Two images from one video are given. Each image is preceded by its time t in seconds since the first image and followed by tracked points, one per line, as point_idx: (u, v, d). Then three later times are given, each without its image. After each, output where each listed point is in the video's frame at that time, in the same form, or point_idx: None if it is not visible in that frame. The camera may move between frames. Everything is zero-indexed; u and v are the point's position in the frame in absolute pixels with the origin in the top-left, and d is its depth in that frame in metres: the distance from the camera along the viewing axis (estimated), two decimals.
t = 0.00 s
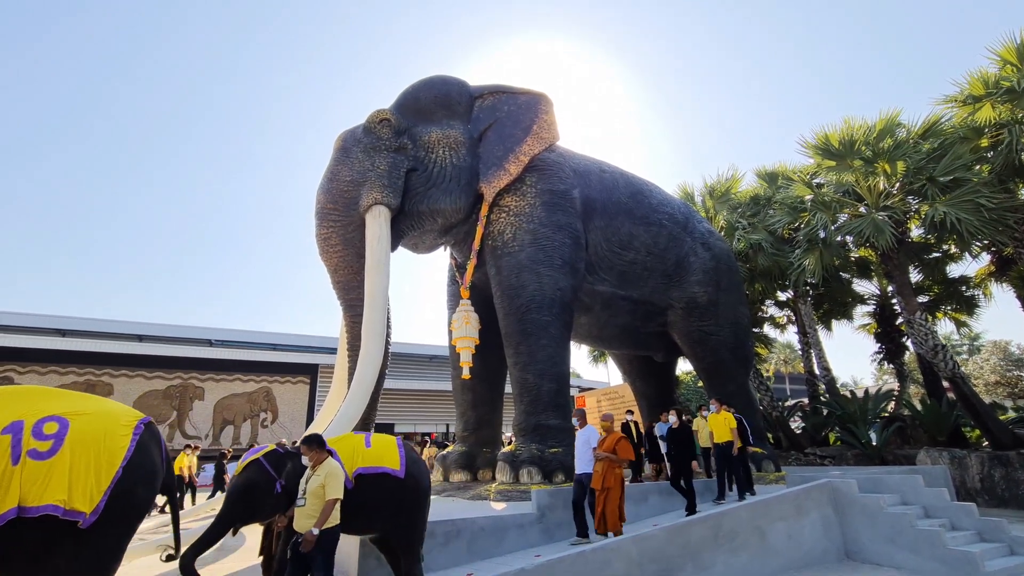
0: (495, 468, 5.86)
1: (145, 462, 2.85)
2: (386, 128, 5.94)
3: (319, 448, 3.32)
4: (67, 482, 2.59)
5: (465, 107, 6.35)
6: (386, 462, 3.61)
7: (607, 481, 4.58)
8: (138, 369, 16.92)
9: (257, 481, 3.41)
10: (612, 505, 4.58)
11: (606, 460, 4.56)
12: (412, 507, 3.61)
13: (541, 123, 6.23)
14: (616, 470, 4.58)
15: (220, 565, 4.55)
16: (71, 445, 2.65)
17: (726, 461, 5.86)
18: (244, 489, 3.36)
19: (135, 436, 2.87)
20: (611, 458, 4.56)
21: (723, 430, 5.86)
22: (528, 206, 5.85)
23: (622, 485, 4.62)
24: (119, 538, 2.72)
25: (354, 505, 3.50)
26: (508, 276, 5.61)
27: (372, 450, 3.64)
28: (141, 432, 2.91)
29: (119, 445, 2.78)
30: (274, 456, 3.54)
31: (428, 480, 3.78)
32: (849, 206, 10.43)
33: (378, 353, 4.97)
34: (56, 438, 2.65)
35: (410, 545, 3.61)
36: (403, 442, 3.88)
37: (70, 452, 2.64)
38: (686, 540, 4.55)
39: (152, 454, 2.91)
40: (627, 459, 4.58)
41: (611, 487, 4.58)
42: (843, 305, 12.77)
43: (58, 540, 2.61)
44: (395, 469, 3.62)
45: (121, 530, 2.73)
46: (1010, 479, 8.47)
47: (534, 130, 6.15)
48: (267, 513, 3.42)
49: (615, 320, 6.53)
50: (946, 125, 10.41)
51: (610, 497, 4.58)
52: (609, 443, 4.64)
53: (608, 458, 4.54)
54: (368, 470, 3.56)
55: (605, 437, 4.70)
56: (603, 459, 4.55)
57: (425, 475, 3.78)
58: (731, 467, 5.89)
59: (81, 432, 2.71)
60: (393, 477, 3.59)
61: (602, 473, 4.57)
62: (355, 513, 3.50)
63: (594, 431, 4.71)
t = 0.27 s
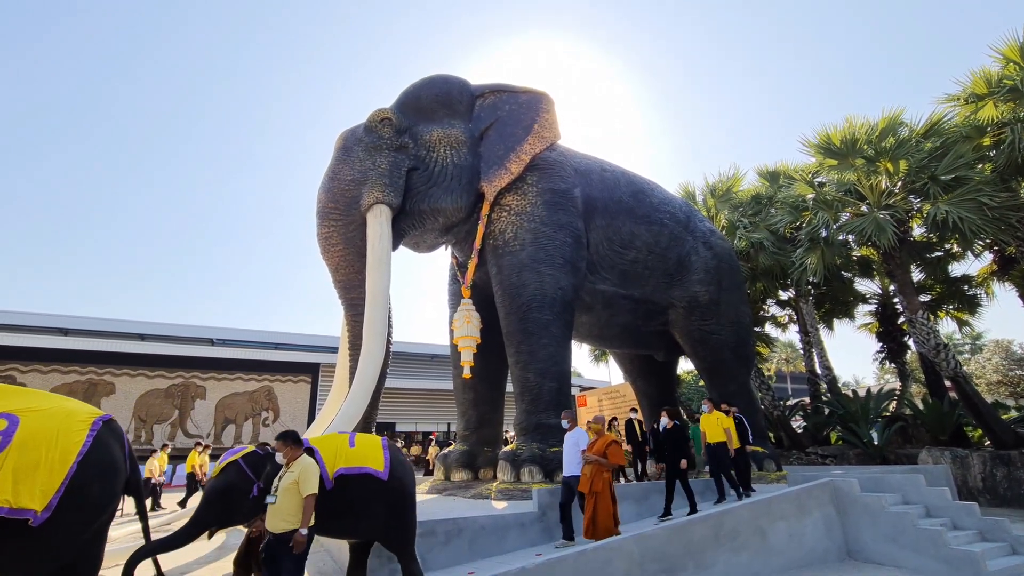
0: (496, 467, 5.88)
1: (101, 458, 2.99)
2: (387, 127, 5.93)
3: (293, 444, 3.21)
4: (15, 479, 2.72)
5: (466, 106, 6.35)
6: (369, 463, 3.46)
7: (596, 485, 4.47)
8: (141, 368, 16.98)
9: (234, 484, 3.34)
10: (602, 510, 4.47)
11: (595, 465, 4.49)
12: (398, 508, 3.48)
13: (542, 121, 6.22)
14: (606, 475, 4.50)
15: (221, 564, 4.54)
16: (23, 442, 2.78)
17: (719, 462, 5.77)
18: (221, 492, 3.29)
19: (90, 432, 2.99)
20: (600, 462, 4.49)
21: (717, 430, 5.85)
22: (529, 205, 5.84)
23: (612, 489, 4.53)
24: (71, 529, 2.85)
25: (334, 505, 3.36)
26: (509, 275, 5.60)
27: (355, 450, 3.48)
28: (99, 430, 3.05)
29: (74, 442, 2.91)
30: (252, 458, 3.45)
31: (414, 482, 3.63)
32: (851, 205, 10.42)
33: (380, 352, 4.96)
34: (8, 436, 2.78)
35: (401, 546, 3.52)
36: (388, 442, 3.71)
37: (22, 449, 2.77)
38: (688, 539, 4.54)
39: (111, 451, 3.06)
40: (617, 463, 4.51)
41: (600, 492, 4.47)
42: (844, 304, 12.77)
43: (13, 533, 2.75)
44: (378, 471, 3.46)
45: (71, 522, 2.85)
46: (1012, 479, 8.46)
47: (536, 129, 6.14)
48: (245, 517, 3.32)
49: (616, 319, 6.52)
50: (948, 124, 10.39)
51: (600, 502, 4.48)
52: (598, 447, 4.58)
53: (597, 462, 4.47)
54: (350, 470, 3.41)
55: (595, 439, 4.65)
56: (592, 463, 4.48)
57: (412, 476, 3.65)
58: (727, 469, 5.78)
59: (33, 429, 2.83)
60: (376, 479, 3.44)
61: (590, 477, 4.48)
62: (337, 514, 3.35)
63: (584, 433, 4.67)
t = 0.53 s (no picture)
0: (498, 467, 5.91)
1: (63, 458, 3.00)
2: (387, 127, 5.93)
3: (270, 444, 3.11)
4: None
5: (467, 106, 6.34)
6: (353, 465, 3.28)
7: (586, 485, 4.39)
8: (143, 368, 17.03)
9: (209, 486, 3.27)
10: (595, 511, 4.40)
11: (583, 464, 4.40)
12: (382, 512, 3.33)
13: (543, 121, 6.21)
14: (595, 475, 4.41)
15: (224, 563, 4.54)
16: None
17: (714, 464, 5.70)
18: (196, 493, 3.22)
19: (50, 432, 3.00)
20: (588, 462, 4.40)
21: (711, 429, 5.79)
22: (530, 204, 5.83)
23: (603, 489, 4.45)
24: (38, 528, 2.87)
25: (315, 508, 3.20)
26: (510, 274, 5.60)
27: (339, 452, 3.30)
28: (61, 430, 3.07)
29: (36, 443, 2.92)
30: (229, 459, 3.39)
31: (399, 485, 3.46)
32: (853, 204, 10.39)
33: (381, 351, 4.96)
34: None
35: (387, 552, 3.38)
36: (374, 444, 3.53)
37: None
38: (689, 538, 4.54)
39: (74, 451, 3.07)
40: (605, 462, 4.42)
41: (591, 492, 4.39)
42: (846, 303, 12.76)
43: None
44: (362, 474, 3.30)
45: (38, 521, 2.87)
46: (1015, 478, 8.45)
47: (537, 128, 6.13)
48: (216, 521, 3.25)
49: (618, 319, 6.51)
50: (951, 122, 10.36)
51: (592, 502, 4.39)
52: (586, 446, 4.49)
53: (584, 462, 4.39)
54: (334, 473, 3.23)
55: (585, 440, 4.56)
56: (579, 463, 4.39)
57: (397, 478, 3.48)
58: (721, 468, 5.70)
59: None
60: (359, 482, 3.27)
61: (578, 477, 4.40)
62: (318, 517, 3.20)
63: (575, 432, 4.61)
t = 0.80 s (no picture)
0: (499, 467, 5.91)
1: (25, 452, 3.23)
2: (388, 127, 5.92)
3: (244, 449, 2.97)
4: None
5: (468, 106, 6.34)
6: (337, 467, 3.27)
7: (575, 489, 4.25)
8: (145, 368, 17.06)
9: (186, 487, 3.23)
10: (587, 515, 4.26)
11: (571, 467, 4.27)
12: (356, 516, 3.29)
13: (544, 121, 6.21)
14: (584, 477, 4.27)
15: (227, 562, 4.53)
16: None
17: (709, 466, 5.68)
18: (171, 493, 3.18)
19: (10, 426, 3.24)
20: (575, 464, 4.26)
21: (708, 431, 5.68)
22: (531, 204, 5.83)
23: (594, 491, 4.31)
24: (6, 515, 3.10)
25: (299, 512, 3.15)
26: (511, 274, 5.59)
27: (324, 454, 3.28)
28: (20, 426, 3.29)
29: None
30: (209, 461, 3.34)
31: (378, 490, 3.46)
32: (854, 204, 10.37)
33: (382, 351, 4.95)
34: None
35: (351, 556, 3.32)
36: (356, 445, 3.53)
37: None
38: (691, 539, 4.53)
39: (33, 447, 3.31)
40: (594, 464, 4.25)
41: (580, 495, 4.26)
42: (848, 303, 12.74)
43: None
44: (346, 475, 3.27)
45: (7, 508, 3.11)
46: (1017, 478, 8.42)
47: (538, 129, 6.13)
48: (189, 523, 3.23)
49: (619, 319, 6.50)
50: (952, 122, 10.35)
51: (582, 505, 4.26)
52: (574, 448, 4.33)
53: (572, 465, 4.25)
54: (318, 475, 3.20)
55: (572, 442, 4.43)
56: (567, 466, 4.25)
57: (376, 482, 3.49)
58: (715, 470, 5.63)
59: None
60: (344, 484, 3.25)
61: (568, 481, 4.25)
62: (300, 520, 3.16)
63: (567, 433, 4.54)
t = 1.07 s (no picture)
0: (500, 467, 5.91)
1: None
2: (390, 127, 5.93)
3: (214, 446, 2.91)
4: None
5: (469, 106, 6.34)
6: (314, 467, 3.22)
7: (558, 493, 4.20)
8: (147, 368, 17.09)
9: (159, 493, 3.08)
10: (569, 521, 4.20)
11: (555, 471, 4.22)
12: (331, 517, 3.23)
13: (546, 121, 6.20)
14: (568, 481, 4.24)
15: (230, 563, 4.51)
16: None
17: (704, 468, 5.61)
18: (143, 501, 3.03)
19: None
20: (559, 468, 4.22)
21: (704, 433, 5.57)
22: (533, 204, 5.83)
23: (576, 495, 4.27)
24: None
25: (272, 512, 3.10)
26: (512, 274, 5.59)
27: (300, 455, 3.23)
28: None
29: None
30: (180, 466, 3.21)
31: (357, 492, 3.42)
32: (856, 203, 10.36)
33: (383, 351, 4.95)
34: None
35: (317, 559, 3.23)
36: (333, 446, 3.50)
37: None
38: (692, 539, 4.52)
39: None
40: (576, 467, 4.24)
41: (563, 499, 4.21)
42: (849, 303, 12.73)
43: None
44: (322, 476, 3.23)
45: None
46: (1020, 478, 8.41)
47: (539, 129, 6.13)
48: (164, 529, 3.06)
49: (620, 319, 6.49)
50: (954, 121, 10.34)
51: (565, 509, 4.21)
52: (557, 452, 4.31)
53: (556, 468, 4.21)
54: (293, 475, 3.15)
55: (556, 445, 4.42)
56: (550, 470, 4.21)
57: (355, 484, 3.46)
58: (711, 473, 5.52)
59: None
60: (319, 485, 3.21)
61: (551, 484, 4.21)
62: (273, 519, 3.11)
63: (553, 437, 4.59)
